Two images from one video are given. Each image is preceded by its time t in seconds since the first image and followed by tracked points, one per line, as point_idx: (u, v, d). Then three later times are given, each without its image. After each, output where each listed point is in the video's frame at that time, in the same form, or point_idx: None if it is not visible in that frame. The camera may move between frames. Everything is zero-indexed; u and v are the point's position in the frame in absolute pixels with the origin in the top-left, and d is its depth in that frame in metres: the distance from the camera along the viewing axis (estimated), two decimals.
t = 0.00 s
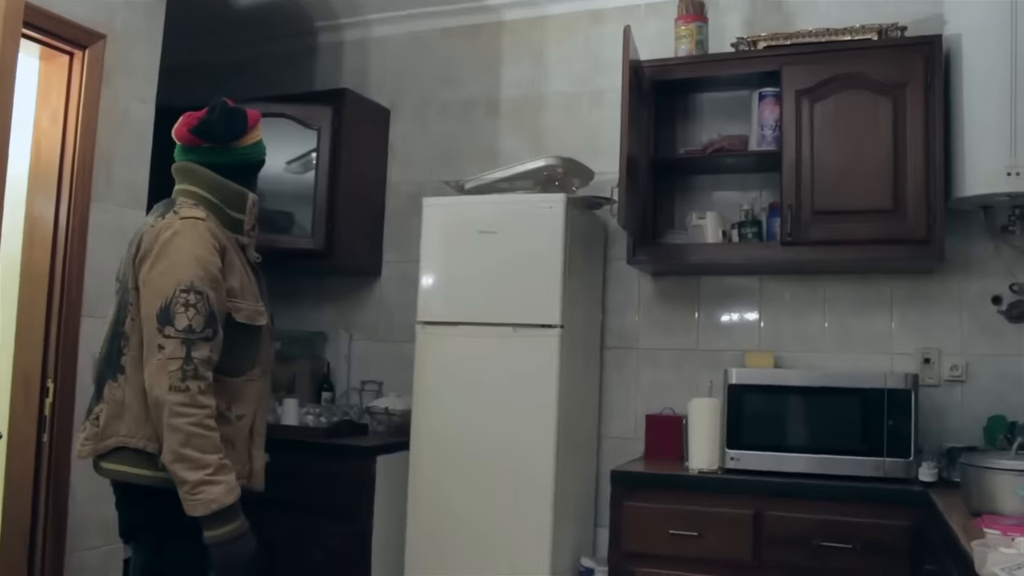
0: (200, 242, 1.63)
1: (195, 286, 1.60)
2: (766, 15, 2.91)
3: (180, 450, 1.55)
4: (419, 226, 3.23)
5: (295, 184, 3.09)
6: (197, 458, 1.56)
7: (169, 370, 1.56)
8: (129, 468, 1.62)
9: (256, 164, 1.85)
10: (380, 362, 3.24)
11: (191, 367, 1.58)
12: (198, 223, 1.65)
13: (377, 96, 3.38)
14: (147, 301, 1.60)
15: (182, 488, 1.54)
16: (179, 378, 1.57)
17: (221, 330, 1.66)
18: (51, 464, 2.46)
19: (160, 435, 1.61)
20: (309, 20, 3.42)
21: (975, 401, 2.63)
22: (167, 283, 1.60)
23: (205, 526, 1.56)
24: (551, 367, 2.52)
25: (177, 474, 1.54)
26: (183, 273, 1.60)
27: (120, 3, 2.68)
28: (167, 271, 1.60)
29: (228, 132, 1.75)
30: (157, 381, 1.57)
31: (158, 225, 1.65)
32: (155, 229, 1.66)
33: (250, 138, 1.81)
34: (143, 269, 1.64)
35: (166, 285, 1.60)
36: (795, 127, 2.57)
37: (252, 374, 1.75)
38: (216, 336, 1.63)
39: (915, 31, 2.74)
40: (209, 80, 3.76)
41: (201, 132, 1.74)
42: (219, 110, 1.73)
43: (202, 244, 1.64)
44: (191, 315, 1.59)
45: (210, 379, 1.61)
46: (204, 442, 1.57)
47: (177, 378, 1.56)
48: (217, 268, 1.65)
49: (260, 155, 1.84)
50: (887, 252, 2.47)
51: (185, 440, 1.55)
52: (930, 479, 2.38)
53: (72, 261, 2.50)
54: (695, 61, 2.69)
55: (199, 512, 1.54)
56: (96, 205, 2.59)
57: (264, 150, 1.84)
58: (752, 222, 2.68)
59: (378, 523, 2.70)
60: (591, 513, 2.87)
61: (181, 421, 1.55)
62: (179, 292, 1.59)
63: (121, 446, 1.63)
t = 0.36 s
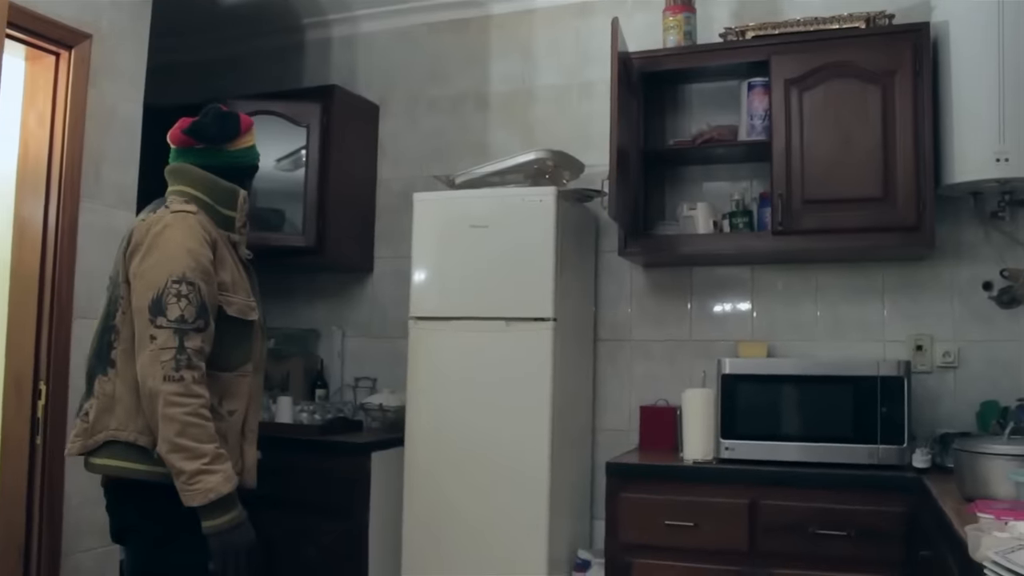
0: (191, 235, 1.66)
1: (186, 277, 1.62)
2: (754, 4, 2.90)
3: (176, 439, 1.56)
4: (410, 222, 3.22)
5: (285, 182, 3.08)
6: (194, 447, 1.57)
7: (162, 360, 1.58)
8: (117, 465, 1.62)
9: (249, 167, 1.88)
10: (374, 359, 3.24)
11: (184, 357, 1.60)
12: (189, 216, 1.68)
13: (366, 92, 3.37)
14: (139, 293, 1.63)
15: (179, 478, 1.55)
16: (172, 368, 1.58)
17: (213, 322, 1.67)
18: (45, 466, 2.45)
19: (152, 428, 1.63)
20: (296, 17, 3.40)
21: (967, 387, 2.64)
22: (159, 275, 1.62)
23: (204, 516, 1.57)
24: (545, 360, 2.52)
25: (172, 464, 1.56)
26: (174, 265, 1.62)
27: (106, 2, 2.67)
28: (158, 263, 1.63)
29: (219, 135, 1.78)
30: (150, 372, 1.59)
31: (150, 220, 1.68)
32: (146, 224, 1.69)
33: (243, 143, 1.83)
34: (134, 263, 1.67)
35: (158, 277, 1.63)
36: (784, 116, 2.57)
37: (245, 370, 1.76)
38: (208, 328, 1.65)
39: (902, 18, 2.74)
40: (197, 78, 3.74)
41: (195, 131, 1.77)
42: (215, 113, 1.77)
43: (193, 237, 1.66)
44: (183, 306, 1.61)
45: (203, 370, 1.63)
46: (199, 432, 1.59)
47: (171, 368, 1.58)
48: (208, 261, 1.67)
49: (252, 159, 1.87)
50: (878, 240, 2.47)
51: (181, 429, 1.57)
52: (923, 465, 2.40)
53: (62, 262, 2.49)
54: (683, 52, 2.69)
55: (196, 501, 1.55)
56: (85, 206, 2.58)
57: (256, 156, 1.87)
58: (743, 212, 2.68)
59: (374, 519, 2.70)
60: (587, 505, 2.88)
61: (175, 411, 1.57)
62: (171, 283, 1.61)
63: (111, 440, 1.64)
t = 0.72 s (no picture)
0: (205, 238, 1.65)
1: (200, 282, 1.62)
2: None
3: (191, 444, 1.56)
4: (404, 217, 3.22)
5: (278, 178, 3.07)
6: (208, 452, 1.58)
7: (176, 364, 1.58)
8: (119, 464, 1.62)
9: (255, 168, 1.86)
10: (368, 354, 3.24)
11: (198, 362, 1.60)
12: (202, 219, 1.67)
13: (358, 87, 3.36)
14: (151, 295, 1.61)
15: (192, 483, 1.56)
16: (187, 373, 1.58)
17: (222, 327, 1.67)
18: (39, 465, 2.45)
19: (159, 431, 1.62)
20: (288, 13, 3.39)
21: (961, 378, 2.65)
22: (172, 277, 1.61)
23: (213, 521, 1.57)
24: (539, 355, 2.52)
25: (186, 468, 1.56)
26: (188, 268, 1.61)
27: None
28: (171, 265, 1.62)
29: (228, 131, 1.78)
30: (163, 375, 1.58)
31: (161, 220, 1.66)
32: (156, 223, 1.66)
33: (250, 141, 1.83)
34: (144, 262, 1.65)
35: (170, 279, 1.61)
36: (776, 108, 2.57)
37: (248, 374, 1.76)
38: (219, 332, 1.65)
39: (894, 10, 2.74)
40: (189, 75, 3.72)
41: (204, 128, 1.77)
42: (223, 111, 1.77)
43: (206, 240, 1.65)
44: (196, 310, 1.61)
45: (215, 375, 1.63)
46: (213, 437, 1.59)
47: (186, 373, 1.58)
48: (219, 265, 1.67)
49: (259, 159, 1.86)
50: (871, 231, 2.48)
51: (195, 435, 1.57)
52: (918, 456, 2.40)
53: (54, 260, 2.48)
54: (676, 45, 2.69)
55: (208, 506, 1.55)
56: (76, 204, 2.57)
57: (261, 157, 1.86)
58: (736, 205, 2.68)
59: (370, 515, 2.70)
60: (583, 499, 2.88)
61: (190, 416, 1.57)
62: (185, 286, 1.60)
63: (114, 441, 1.63)
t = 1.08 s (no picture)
0: (233, 237, 1.76)
1: (230, 278, 1.73)
2: None
3: (223, 434, 1.68)
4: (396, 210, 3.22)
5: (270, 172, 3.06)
6: (239, 441, 1.70)
7: (209, 356, 1.69)
8: (148, 458, 1.72)
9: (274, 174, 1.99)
10: (361, 348, 3.23)
11: (228, 354, 1.72)
12: (230, 218, 1.78)
13: (349, 79, 3.35)
14: (182, 290, 1.72)
15: (223, 471, 1.67)
16: (218, 364, 1.70)
17: (247, 322, 1.79)
18: (29, 459, 2.44)
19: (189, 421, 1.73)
20: (279, 5, 3.38)
21: (952, 371, 2.66)
22: (204, 273, 1.72)
23: (243, 508, 1.70)
24: (531, 347, 2.52)
25: (218, 457, 1.68)
26: (218, 265, 1.73)
27: None
28: (202, 261, 1.72)
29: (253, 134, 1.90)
30: (196, 367, 1.69)
31: (191, 218, 1.76)
32: (186, 221, 1.76)
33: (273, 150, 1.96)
34: (174, 258, 1.75)
35: (202, 274, 1.72)
36: (768, 101, 2.57)
37: (268, 367, 1.88)
38: (246, 326, 1.78)
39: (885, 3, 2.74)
40: (180, 67, 3.70)
41: (236, 127, 1.90)
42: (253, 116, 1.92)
43: (235, 239, 1.77)
44: (226, 305, 1.72)
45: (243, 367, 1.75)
46: (243, 427, 1.72)
47: (217, 364, 1.70)
48: (245, 263, 1.78)
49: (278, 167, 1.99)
50: (862, 225, 2.48)
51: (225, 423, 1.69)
52: (909, 448, 2.41)
53: (44, 253, 2.47)
54: (668, 37, 2.68)
55: (239, 493, 1.68)
56: (66, 196, 2.55)
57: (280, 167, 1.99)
58: (728, 198, 2.68)
59: (362, 508, 2.70)
60: (575, 492, 2.89)
61: (222, 406, 1.69)
62: (216, 281, 1.72)
63: (142, 430, 1.73)
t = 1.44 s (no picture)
0: (248, 230, 1.88)
1: (244, 269, 1.85)
2: None
3: (243, 409, 1.81)
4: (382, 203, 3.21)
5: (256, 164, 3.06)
6: (259, 415, 1.82)
7: (226, 341, 1.82)
8: (183, 432, 1.86)
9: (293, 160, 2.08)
10: (347, 340, 3.23)
11: (245, 338, 1.83)
12: (244, 214, 1.90)
13: (335, 71, 3.33)
14: (203, 282, 1.86)
15: (248, 443, 1.80)
16: (235, 348, 1.82)
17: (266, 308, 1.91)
18: (13, 453, 2.42)
19: (217, 401, 1.87)
20: None
21: (936, 363, 2.68)
22: (220, 265, 1.85)
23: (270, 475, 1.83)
24: (517, 339, 2.52)
25: (241, 431, 1.81)
26: (234, 257, 1.85)
27: None
28: (218, 254, 1.85)
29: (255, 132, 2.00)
30: (216, 351, 1.82)
31: (210, 217, 1.90)
32: (206, 220, 1.90)
33: (280, 140, 2.04)
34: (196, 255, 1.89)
35: (219, 267, 1.85)
36: (754, 94, 2.58)
37: (290, 349, 2.00)
38: (263, 312, 1.89)
39: None
40: (165, 58, 3.68)
41: (236, 135, 2.01)
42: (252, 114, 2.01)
43: (248, 232, 1.88)
44: (242, 294, 1.84)
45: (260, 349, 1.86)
46: (263, 402, 1.84)
47: (235, 348, 1.82)
48: (261, 254, 1.89)
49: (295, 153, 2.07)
50: (847, 217, 2.49)
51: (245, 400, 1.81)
52: (893, 439, 2.42)
53: (27, 245, 2.45)
54: (655, 29, 2.68)
55: (264, 462, 1.81)
56: (50, 188, 2.53)
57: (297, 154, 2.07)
58: (714, 190, 2.70)
59: (348, 501, 2.70)
60: (561, 484, 2.90)
61: (242, 384, 1.82)
62: (231, 273, 1.84)
63: (178, 411, 1.87)
